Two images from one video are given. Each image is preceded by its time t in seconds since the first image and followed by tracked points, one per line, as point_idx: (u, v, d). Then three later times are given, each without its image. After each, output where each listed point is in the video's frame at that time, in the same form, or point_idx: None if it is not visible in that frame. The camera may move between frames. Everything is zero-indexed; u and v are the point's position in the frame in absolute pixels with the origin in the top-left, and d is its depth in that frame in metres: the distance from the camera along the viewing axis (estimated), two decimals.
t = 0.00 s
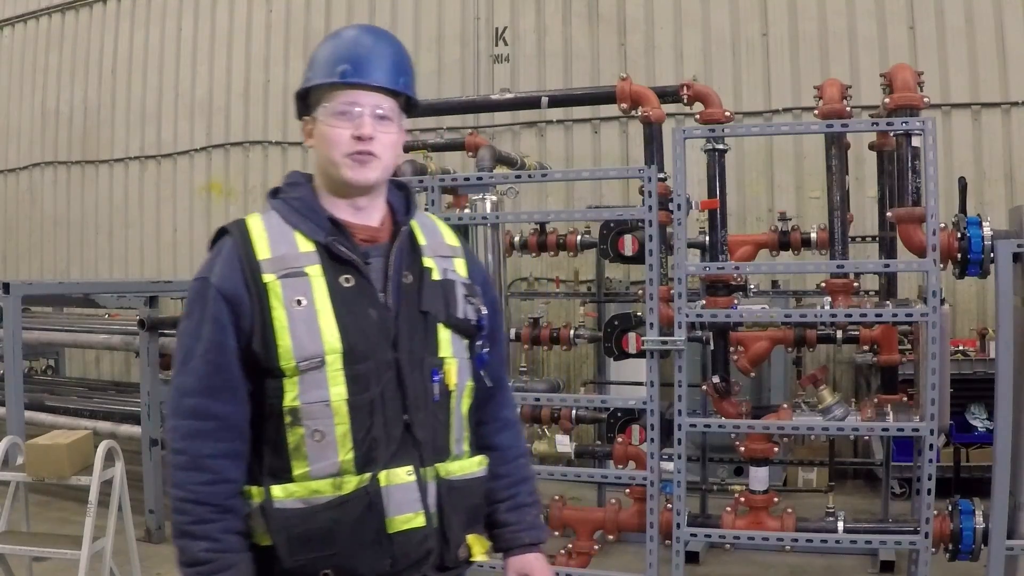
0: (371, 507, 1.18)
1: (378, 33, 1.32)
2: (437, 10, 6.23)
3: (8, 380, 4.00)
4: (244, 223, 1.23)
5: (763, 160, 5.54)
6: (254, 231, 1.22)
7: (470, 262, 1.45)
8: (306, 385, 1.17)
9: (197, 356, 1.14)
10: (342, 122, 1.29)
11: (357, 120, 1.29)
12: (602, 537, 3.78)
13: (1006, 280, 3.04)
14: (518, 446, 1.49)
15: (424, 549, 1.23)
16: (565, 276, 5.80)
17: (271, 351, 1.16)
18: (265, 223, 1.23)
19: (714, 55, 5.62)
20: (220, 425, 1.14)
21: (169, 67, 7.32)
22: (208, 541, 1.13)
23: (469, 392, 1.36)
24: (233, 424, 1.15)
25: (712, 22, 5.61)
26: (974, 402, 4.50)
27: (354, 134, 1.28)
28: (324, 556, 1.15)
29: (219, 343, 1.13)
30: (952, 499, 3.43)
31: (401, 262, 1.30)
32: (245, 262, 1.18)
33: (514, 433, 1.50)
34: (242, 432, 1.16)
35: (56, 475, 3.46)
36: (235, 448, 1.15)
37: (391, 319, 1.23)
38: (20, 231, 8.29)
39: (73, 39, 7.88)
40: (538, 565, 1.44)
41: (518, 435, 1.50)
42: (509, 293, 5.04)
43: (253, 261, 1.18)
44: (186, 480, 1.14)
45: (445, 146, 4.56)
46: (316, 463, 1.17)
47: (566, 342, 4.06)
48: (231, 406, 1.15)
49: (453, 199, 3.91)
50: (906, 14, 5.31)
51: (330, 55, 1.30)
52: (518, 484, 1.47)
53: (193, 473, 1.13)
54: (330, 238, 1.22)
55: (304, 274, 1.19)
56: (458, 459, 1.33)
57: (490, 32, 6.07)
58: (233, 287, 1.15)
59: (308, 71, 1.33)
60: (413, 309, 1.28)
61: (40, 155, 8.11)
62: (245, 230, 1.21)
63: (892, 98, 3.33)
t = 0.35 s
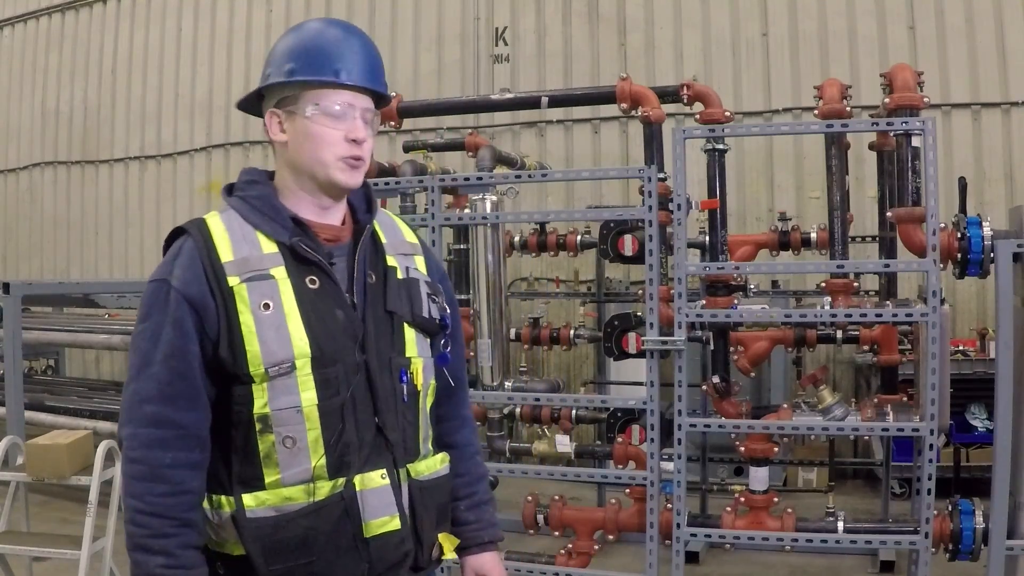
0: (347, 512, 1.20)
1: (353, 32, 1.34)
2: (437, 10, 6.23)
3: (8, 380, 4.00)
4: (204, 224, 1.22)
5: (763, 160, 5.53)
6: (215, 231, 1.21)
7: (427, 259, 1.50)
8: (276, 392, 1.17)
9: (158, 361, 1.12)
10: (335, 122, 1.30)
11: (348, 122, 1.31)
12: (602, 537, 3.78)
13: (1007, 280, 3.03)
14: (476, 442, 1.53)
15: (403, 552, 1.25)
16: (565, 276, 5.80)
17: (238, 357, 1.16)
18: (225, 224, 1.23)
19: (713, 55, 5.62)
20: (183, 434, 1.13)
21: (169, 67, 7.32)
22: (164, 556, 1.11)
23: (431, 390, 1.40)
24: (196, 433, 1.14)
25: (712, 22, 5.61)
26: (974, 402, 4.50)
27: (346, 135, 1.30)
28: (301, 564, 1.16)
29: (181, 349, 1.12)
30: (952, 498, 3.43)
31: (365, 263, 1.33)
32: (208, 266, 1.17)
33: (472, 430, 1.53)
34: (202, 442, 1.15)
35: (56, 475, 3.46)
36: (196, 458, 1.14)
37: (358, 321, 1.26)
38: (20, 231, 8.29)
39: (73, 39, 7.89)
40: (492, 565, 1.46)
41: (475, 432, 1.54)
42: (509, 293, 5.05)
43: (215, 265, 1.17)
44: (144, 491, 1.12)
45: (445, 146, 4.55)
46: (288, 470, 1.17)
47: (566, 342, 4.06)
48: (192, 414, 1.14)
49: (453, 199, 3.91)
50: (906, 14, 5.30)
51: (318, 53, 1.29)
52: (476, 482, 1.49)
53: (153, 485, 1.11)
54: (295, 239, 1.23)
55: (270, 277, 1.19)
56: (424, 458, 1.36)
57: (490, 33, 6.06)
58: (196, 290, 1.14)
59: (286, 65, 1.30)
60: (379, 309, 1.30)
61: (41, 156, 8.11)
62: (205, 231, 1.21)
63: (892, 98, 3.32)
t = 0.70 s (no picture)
0: (363, 504, 1.19)
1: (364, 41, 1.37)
2: (437, 10, 6.23)
3: (8, 380, 4.00)
4: (204, 228, 1.22)
5: (763, 160, 5.53)
6: (216, 234, 1.21)
7: (424, 254, 1.50)
8: (286, 387, 1.16)
9: (170, 366, 1.12)
10: (365, 131, 1.33)
11: (375, 130, 1.34)
12: (602, 537, 3.78)
13: (1007, 280, 3.03)
14: (481, 436, 1.54)
15: (418, 543, 1.25)
16: (565, 276, 5.81)
17: (248, 355, 1.16)
18: (225, 227, 1.23)
19: (714, 55, 5.62)
20: (200, 437, 1.13)
21: (169, 67, 7.31)
22: (200, 560, 1.11)
23: (437, 384, 1.40)
24: (212, 433, 1.14)
25: (712, 21, 5.61)
26: (973, 402, 4.50)
27: (373, 143, 1.34)
28: (318, 559, 1.16)
29: (193, 353, 1.13)
30: (952, 498, 3.43)
31: (365, 259, 1.33)
32: (211, 267, 1.17)
33: (475, 425, 1.54)
34: (221, 442, 1.15)
35: (56, 475, 3.46)
36: (215, 459, 1.14)
37: (363, 315, 1.26)
38: (20, 231, 8.29)
39: (73, 38, 7.88)
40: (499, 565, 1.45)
41: (478, 427, 1.55)
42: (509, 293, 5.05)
43: (219, 266, 1.17)
44: (170, 498, 1.12)
45: (445, 146, 4.55)
46: (302, 466, 1.16)
47: (566, 342, 4.06)
48: (208, 415, 1.14)
49: (453, 199, 3.91)
50: (906, 14, 5.30)
51: (349, 63, 1.31)
52: (483, 477, 1.50)
53: (180, 490, 1.12)
54: (297, 236, 1.23)
55: (273, 274, 1.19)
56: (435, 452, 1.35)
57: (490, 33, 6.06)
58: (203, 294, 1.15)
59: (316, 70, 1.29)
60: (383, 304, 1.31)
61: (40, 155, 8.11)
62: (207, 235, 1.21)
63: (892, 98, 3.33)
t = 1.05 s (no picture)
0: (361, 504, 1.19)
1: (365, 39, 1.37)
2: (437, 10, 6.23)
3: (8, 380, 4.00)
4: (206, 226, 1.23)
5: (763, 160, 5.53)
6: (218, 233, 1.22)
7: (428, 256, 1.50)
8: (286, 386, 1.17)
9: (169, 363, 1.13)
10: (367, 129, 1.33)
11: (376, 127, 1.35)
12: (602, 537, 3.78)
13: (1007, 280, 3.03)
14: (486, 439, 1.53)
15: (417, 544, 1.25)
16: (565, 276, 5.80)
17: (247, 353, 1.16)
18: (228, 226, 1.23)
19: (713, 55, 5.62)
20: (198, 434, 1.13)
21: (169, 66, 7.31)
22: (194, 558, 1.11)
23: (439, 385, 1.39)
24: (213, 430, 1.14)
25: (712, 21, 5.61)
26: (974, 402, 4.50)
27: (375, 141, 1.34)
28: (316, 559, 1.16)
29: (193, 350, 1.13)
30: (952, 498, 3.43)
31: (368, 259, 1.33)
32: (213, 265, 1.17)
33: (481, 427, 1.53)
34: (220, 439, 1.15)
35: (56, 475, 3.46)
36: (216, 457, 1.14)
37: (364, 315, 1.26)
38: (20, 231, 8.29)
39: (73, 39, 7.89)
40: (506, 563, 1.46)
41: (484, 428, 1.54)
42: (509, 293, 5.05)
43: (220, 265, 1.17)
44: (168, 495, 1.12)
45: (445, 146, 4.55)
46: (301, 465, 1.17)
47: (566, 342, 4.06)
48: (207, 413, 1.14)
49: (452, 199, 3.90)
50: (906, 13, 5.30)
51: (350, 61, 1.31)
52: (489, 478, 1.49)
53: (176, 488, 1.12)
54: (298, 235, 1.24)
55: (274, 273, 1.19)
56: (436, 453, 1.35)
57: (490, 33, 6.06)
58: (204, 293, 1.15)
59: (316, 69, 1.29)
60: (384, 304, 1.31)
61: (41, 156, 8.11)
62: (209, 233, 1.21)
63: (892, 98, 3.32)
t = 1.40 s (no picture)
0: (354, 504, 1.19)
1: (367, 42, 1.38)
2: (437, 10, 6.23)
3: (8, 380, 4.00)
4: (205, 226, 1.23)
5: (763, 160, 5.53)
6: (216, 233, 1.22)
7: (430, 256, 1.49)
8: (281, 386, 1.17)
9: (165, 362, 1.13)
10: (364, 126, 1.33)
11: (374, 125, 1.34)
12: (602, 537, 3.78)
13: (1007, 280, 3.03)
14: (489, 441, 1.52)
15: (410, 545, 1.24)
16: (565, 276, 5.80)
17: (243, 352, 1.16)
18: (226, 226, 1.24)
19: (714, 55, 5.62)
20: (194, 433, 1.13)
21: (169, 67, 7.31)
22: (186, 556, 1.11)
23: (439, 386, 1.39)
24: (208, 429, 1.14)
25: (712, 21, 5.61)
26: (974, 402, 4.50)
27: (372, 139, 1.33)
28: (309, 558, 1.16)
29: (188, 349, 1.13)
30: (952, 498, 3.43)
31: (366, 259, 1.33)
32: (210, 264, 1.17)
33: (483, 428, 1.52)
34: (215, 438, 1.15)
35: (56, 475, 3.46)
36: (210, 456, 1.14)
37: (361, 315, 1.26)
38: (20, 231, 8.29)
39: (73, 39, 7.88)
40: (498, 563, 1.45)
41: (486, 430, 1.53)
42: (509, 293, 5.05)
43: (217, 264, 1.18)
44: (161, 493, 1.12)
45: (445, 146, 4.55)
46: (295, 464, 1.17)
47: (566, 342, 4.06)
48: (203, 412, 1.14)
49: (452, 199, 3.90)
50: (906, 13, 5.30)
51: (348, 61, 1.31)
52: (491, 480, 1.48)
53: (170, 486, 1.12)
54: (295, 235, 1.24)
55: (271, 273, 1.19)
56: (434, 454, 1.35)
57: (490, 33, 6.06)
58: (201, 292, 1.15)
59: (311, 68, 1.29)
60: (381, 304, 1.31)
61: (40, 156, 8.11)
62: (207, 233, 1.22)
63: (892, 98, 3.32)
